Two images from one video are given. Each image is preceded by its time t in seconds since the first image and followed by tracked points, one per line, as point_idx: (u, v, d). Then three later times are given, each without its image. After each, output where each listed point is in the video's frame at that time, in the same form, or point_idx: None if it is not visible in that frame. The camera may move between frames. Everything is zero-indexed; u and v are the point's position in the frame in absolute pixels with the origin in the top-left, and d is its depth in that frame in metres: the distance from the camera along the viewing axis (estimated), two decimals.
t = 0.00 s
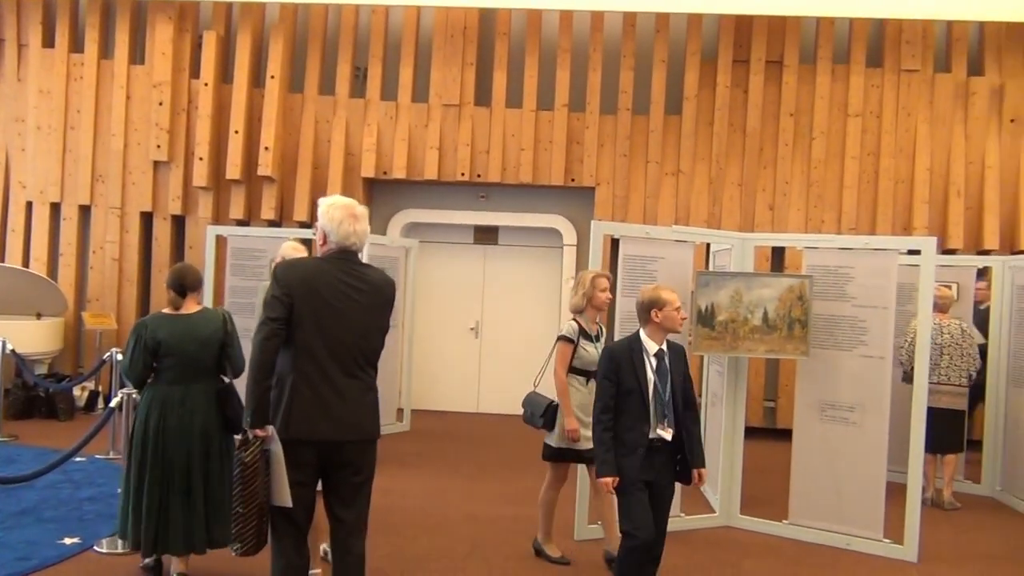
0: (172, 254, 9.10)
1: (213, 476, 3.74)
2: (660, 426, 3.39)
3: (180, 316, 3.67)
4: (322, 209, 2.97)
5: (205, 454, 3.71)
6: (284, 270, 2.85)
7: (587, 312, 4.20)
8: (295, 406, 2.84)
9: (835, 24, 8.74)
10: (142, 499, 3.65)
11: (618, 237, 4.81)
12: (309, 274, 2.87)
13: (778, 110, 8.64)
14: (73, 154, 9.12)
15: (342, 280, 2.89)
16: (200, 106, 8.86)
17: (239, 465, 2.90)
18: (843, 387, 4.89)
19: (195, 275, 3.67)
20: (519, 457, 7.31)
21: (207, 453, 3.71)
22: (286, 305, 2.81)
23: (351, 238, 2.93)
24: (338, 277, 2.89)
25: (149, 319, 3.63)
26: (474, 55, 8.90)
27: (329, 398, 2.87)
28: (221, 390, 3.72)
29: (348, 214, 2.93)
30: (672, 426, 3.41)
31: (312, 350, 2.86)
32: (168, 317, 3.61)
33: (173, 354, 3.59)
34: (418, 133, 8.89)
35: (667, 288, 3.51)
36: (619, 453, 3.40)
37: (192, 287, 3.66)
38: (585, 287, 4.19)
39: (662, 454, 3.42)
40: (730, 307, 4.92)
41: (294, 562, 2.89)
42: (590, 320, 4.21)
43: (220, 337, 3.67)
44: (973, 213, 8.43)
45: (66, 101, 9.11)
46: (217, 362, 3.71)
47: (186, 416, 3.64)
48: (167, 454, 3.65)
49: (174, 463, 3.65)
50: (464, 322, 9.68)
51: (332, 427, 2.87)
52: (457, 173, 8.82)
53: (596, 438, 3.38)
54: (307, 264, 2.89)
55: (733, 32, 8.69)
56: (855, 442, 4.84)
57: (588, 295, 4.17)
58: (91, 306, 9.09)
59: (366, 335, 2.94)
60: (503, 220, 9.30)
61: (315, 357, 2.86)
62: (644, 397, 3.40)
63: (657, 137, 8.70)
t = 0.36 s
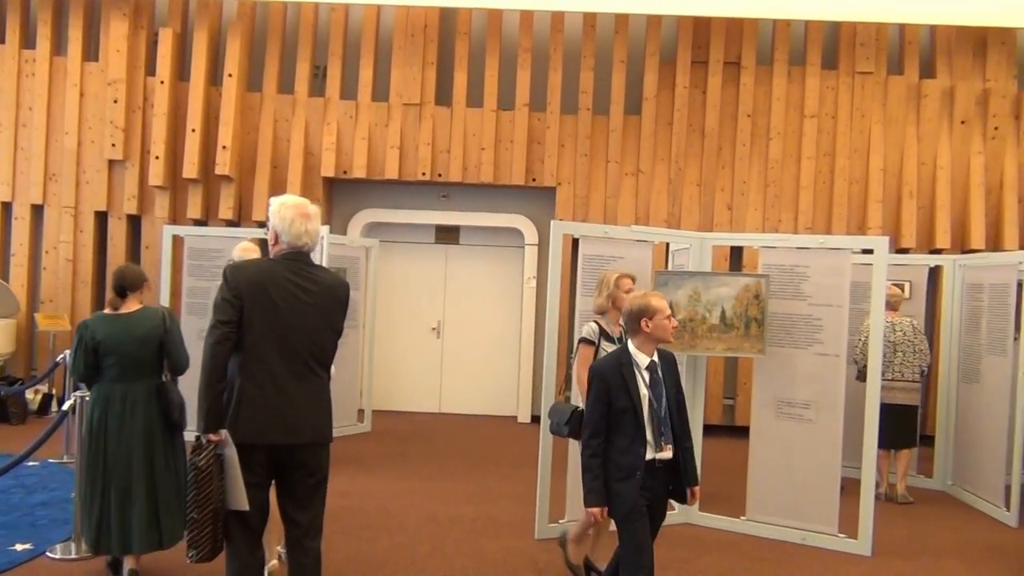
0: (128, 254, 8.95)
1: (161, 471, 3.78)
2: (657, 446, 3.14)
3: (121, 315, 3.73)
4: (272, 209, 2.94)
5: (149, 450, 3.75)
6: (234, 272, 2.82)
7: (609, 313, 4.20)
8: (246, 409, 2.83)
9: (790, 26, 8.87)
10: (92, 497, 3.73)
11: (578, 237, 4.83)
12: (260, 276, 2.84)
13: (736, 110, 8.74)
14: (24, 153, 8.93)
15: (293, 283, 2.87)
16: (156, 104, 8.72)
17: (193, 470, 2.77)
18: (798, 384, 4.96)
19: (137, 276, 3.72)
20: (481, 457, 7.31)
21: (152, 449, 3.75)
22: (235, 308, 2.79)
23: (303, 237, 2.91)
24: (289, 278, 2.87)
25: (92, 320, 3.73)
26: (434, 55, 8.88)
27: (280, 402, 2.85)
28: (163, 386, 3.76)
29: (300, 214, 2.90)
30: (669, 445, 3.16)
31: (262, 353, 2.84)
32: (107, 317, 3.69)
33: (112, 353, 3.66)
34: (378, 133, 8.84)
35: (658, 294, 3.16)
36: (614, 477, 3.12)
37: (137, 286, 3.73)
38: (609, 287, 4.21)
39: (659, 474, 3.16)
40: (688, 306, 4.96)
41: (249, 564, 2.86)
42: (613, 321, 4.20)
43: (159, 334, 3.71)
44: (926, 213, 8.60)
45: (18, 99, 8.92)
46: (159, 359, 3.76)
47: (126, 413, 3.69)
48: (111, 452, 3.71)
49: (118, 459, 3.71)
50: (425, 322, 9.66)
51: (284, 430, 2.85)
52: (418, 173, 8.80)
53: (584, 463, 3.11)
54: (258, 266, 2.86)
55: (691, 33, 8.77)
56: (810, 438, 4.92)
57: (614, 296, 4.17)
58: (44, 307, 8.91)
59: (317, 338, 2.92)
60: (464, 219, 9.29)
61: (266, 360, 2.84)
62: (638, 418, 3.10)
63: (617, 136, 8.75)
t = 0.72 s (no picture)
0: (92, 256, 8.82)
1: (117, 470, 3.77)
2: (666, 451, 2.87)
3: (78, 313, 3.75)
4: (230, 210, 2.91)
5: (105, 448, 3.73)
6: (193, 274, 2.78)
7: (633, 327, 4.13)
8: (208, 413, 2.79)
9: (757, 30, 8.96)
10: (45, 495, 3.69)
11: (547, 239, 4.85)
12: (221, 279, 2.81)
13: (703, 113, 8.82)
14: None
15: (253, 284, 2.85)
16: (120, 104, 8.61)
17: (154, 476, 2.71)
18: (764, 384, 5.01)
19: (95, 274, 3.76)
20: (451, 459, 7.30)
21: (106, 447, 3.74)
22: (196, 312, 2.75)
23: (261, 239, 2.90)
24: (249, 280, 2.85)
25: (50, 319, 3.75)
26: (403, 56, 8.85)
27: (243, 404, 2.82)
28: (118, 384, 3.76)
29: (257, 214, 2.88)
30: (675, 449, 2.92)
31: (224, 356, 2.81)
32: (64, 314, 3.71)
33: (67, 350, 3.66)
34: (347, 134, 8.79)
35: (659, 290, 2.92)
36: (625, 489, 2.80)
37: (93, 285, 3.76)
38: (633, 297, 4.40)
39: (667, 484, 2.89)
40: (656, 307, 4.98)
41: (213, 568, 2.85)
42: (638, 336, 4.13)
43: (114, 332, 3.72)
44: (889, 215, 8.73)
45: None
46: (115, 358, 3.76)
47: (80, 408, 3.68)
48: (66, 449, 3.69)
49: (73, 457, 3.68)
50: (394, 324, 9.62)
51: (247, 433, 2.83)
52: (386, 174, 8.76)
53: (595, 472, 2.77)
54: (218, 268, 2.83)
55: (659, 36, 8.82)
56: (776, 438, 4.97)
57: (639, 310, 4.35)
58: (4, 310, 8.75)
59: (279, 339, 2.91)
60: (433, 221, 9.27)
61: (227, 363, 2.82)
62: (646, 422, 2.83)
63: (585, 139, 8.78)
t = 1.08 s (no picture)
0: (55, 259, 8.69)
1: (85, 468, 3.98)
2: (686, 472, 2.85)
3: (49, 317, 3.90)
4: (186, 211, 2.90)
5: (73, 447, 3.93)
6: (149, 278, 2.75)
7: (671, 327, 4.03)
8: (165, 419, 2.76)
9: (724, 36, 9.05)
10: (13, 494, 3.87)
11: (517, 243, 4.85)
12: (179, 283, 2.78)
13: (671, 118, 8.88)
14: None
15: (211, 287, 2.82)
16: (85, 105, 8.49)
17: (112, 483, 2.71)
18: (733, 387, 5.06)
19: (66, 280, 3.92)
20: (421, 463, 7.28)
21: (74, 448, 3.93)
22: (153, 316, 2.72)
23: (217, 241, 2.89)
24: (208, 283, 2.82)
25: (20, 321, 3.89)
26: (372, 59, 8.83)
27: (201, 410, 2.79)
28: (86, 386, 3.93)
29: (215, 216, 2.87)
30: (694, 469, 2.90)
31: (182, 360, 2.77)
32: (35, 319, 3.86)
33: (37, 353, 3.82)
34: (316, 137, 8.74)
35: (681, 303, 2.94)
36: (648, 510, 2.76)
37: (66, 290, 3.91)
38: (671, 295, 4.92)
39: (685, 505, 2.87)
40: (624, 310, 5.00)
41: None
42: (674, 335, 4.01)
43: (83, 337, 3.88)
44: (855, 219, 8.84)
45: None
46: (84, 360, 3.92)
47: (50, 410, 3.86)
48: (35, 448, 3.88)
49: (42, 456, 3.87)
50: (363, 328, 9.58)
51: (207, 438, 2.80)
52: (356, 177, 8.72)
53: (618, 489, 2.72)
54: (176, 271, 2.80)
55: (627, 41, 8.87)
56: (744, 440, 5.02)
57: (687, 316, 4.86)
58: None
59: (239, 342, 2.88)
60: (403, 224, 9.25)
61: (186, 368, 2.78)
62: (668, 440, 2.79)
63: (555, 143, 8.81)
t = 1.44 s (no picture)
0: (32, 263, 8.59)
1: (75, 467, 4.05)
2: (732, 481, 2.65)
3: (46, 319, 3.87)
4: (155, 216, 2.88)
5: (70, 449, 3.91)
6: (117, 281, 2.73)
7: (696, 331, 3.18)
8: (133, 423, 2.74)
9: (704, 40, 9.10)
10: (11, 493, 3.88)
11: (498, 245, 4.84)
12: (145, 285, 2.76)
13: (652, 121, 8.92)
14: None
15: (179, 290, 2.80)
16: (62, 108, 8.41)
17: (79, 488, 2.89)
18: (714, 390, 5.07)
19: (65, 284, 3.90)
20: (403, 467, 7.25)
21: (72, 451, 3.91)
22: (119, 319, 2.71)
23: (186, 244, 2.87)
24: (175, 286, 2.80)
25: (16, 323, 3.86)
26: (353, 62, 8.80)
27: (171, 413, 2.77)
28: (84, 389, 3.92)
29: (183, 219, 2.86)
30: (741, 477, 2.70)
31: (150, 363, 2.75)
32: (34, 321, 3.83)
33: (34, 355, 3.80)
34: (297, 140, 8.70)
35: (724, 302, 2.73)
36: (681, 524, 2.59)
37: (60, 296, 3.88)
38: (724, 300, 4.27)
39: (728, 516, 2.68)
40: (607, 313, 5.01)
41: None
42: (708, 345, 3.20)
43: (82, 340, 3.87)
44: (834, 221, 8.91)
45: None
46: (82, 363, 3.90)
47: (47, 412, 3.84)
48: (32, 449, 3.86)
49: (39, 458, 3.86)
50: (345, 331, 9.54)
51: (177, 442, 2.77)
52: (337, 180, 8.69)
53: (647, 503, 2.56)
54: (144, 274, 2.79)
55: (608, 44, 8.89)
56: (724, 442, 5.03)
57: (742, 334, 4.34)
58: None
59: (208, 345, 2.86)
60: (384, 227, 9.23)
61: (154, 371, 2.76)
62: (715, 449, 2.59)
63: (537, 146, 8.82)
